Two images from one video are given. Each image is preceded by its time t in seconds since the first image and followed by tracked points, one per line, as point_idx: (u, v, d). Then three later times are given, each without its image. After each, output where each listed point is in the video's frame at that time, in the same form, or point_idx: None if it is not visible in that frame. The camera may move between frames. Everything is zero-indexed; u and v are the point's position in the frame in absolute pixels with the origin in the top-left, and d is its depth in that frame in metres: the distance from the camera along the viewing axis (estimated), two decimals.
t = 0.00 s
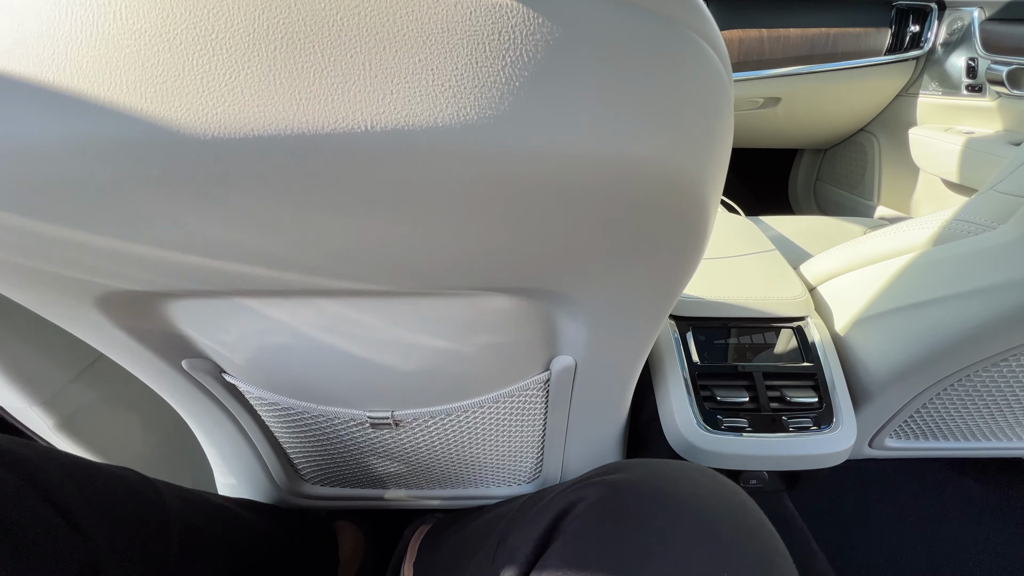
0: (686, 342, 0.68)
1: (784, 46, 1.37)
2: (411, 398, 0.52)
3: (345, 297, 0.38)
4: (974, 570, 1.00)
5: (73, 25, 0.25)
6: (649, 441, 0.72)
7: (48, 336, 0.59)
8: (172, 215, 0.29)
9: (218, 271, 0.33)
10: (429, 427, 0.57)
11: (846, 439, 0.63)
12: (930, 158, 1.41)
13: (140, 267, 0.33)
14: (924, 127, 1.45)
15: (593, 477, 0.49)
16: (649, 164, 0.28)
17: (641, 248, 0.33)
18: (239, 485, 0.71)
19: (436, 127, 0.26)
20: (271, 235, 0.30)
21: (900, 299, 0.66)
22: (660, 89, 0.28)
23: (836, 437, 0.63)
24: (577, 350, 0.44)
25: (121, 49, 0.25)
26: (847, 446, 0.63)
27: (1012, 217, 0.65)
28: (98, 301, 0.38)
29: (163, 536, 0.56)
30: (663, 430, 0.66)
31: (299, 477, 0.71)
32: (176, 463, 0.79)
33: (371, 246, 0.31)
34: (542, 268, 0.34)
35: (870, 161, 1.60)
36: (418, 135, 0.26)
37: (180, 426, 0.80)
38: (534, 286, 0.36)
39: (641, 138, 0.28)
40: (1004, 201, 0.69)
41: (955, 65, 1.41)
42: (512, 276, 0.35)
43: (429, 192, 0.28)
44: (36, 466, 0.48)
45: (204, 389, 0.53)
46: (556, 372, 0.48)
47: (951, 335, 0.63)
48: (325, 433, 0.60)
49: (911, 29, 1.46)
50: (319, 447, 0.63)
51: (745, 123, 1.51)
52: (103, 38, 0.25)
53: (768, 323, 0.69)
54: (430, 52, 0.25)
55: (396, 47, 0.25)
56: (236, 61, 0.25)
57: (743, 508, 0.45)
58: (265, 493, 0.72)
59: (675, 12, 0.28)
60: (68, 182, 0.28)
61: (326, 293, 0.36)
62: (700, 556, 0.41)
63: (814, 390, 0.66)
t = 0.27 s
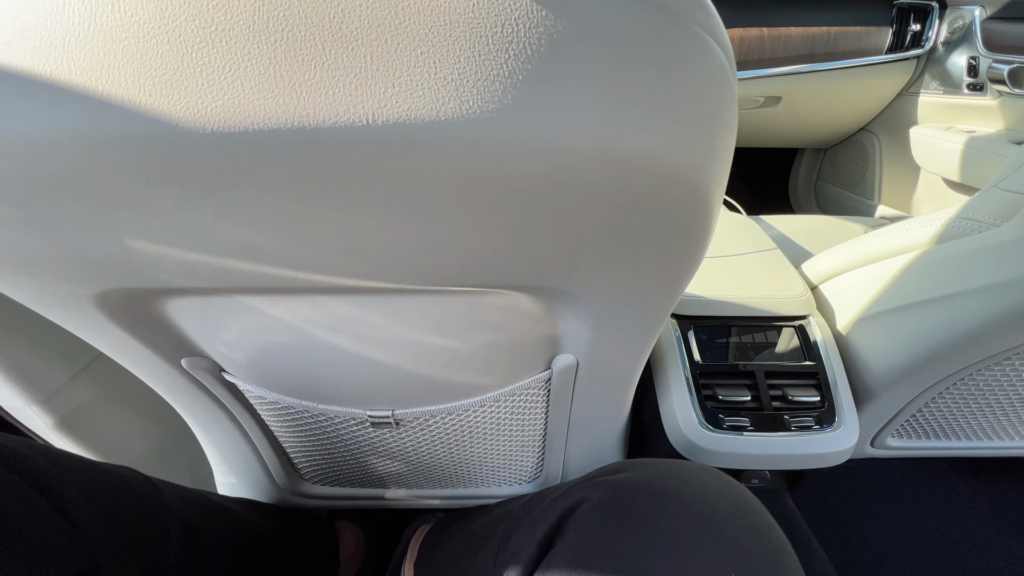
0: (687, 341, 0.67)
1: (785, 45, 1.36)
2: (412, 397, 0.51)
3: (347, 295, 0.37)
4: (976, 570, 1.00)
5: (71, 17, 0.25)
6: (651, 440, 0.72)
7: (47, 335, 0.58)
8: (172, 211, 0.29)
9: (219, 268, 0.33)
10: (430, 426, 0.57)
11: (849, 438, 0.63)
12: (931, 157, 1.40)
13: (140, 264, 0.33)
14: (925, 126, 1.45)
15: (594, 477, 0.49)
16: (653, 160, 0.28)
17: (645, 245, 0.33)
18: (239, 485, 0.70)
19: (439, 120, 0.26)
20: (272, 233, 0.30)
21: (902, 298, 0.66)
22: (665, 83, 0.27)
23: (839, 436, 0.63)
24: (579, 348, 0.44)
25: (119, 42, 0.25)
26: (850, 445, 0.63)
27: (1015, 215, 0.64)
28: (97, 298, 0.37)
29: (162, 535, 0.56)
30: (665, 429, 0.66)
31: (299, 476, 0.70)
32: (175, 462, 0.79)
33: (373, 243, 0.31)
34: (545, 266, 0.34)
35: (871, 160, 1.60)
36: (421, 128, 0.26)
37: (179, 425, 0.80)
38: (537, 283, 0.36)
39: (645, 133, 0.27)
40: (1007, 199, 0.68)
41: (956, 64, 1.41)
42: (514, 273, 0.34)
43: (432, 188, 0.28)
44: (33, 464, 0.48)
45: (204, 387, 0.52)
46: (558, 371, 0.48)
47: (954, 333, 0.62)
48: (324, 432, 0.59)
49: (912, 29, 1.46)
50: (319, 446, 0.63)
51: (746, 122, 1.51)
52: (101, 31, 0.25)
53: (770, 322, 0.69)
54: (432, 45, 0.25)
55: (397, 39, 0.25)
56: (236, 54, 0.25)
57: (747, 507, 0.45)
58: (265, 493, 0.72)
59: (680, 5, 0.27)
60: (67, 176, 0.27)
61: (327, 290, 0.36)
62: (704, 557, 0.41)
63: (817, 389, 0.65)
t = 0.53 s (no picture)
0: (681, 342, 0.68)
1: (781, 46, 1.37)
2: (406, 398, 0.52)
3: (339, 299, 0.38)
4: (970, 570, 1.00)
5: (61, 27, 0.25)
6: (645, 441, 0.72)
7: (44, 337, 0.59)
8: (164, 216, 0.29)
9: (212, 272, 0.33)
10: (424, 427, 0.57)
11: (841, 439, 0.63)
12: (927, 158, 1.41)
13: (134, 268, 0.33)
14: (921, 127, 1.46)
15: (586, 478, 0.49)
16: (639, 165, 0.28)
17: (632, 249, 0.33)
18: (235, 486, 0.71)
19: (425, 128, 0.26)
20: (263, 237, 0.30)
21: (895, 300, 0.66)
22: (650, 90, 0.28)
23: (831, 437, 0.63)
24: (570, 350, 0.45)
25: (108, 51, 0.25)
26: (842, 446, 0.63)
27: (1006, 217, 0.65)
28: (91, 302, 0.38)
29: (157, 536, 0.56)
30: (659, 430, 0.66)
31: (295, 477, 0.71)
32: (172, 463, 0.79)
33: (363, 247, 0.31)
34: (534, 269, 0.34)
35: (868, 161, 1.60)
36: (407, 136, 0.26)
37: (176, 426, 0.80)
38: (527, 287, 0.36)
39: (631, 139, 0.28)
40: (998, 200, 0.69)
41: (952, 66, 1.41)
42: (504, 277, 0.35)
43: (421, 193, 0.28)
44: (28, 466, 0.48)
45: (199, 389, 0.53)
46: (550, 372, 0.48)
47: (946, 335, 0.63)
48: (319, 433, 0.60)
49: (909, 29, 1.46)
50: (314, 447, 0.63)
51: (743, 123, 1.51)
52: (90, 40, 0.25)
53: (764, 323, 0.69)
54: (417, 53, 0.25)
55: (382, 48, 0.25)
56: (223, 63, 0.25)
57: (735, 509, 0.45)
58: (261, 494, 0.72)
59: (664, 13, 0.28)
60: (59, 182, 0.28)
61: (320, 293, 0.36)
62: (692, 558, 0.41)
63: (809, 390, 0.66)
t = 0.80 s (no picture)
0: (681, 343, 0.67)
1: (781, 46, 1.36)
2: (404, 400, 0.51)
3: (336, 299, 0.37)
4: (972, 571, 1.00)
5: (47, 23, 0.25)
6: (645, 442, 0.72)
7: (39, 337, 0.58)
8: (157, 217, 0.29)
9: (206, 273, 0.33)
10: (422, 428, 0.57)
11: (842, 440, 0.63)
12: (928, 158, 1.40)
13: (127, 269, 0.33)
14: (922, 127, 1.45)
15: (585, 480, 0.49)
16: (638, 164, 0.28)
17: (632, 249, 0.33)
18: (232, 487, 0.70)
19: (420, 126, 0.25)
20: (257, 238, 0.30)
21: (896, 300, 0.66)
22: (649, 88, 0.27)
23: (832, 439, 0.63)
24: (569, 351, 0.44)
25: (98, 48, 0.25)
26: (843, 448, 0.63)
27: (1008, 216, 0.64)
28: (85, 303, 0.37)
29: (152, 539, 0.56)
30: (659, 432, 0.66)
31: (293, 478, 0.70)
32: (169, 464, 0.78)
33: (359, 247, 0.31)
34: (532, 269, 0.34)
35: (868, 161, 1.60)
36: (402, 134, 0.26)
37: (173, 428, 0.80)
38: (526, 288, 0.36)
39: (630, 138, 0.27)
40: (1000, 200, 0.68)
41: (952, 65, 1.41)
42: (502, 277, 0.34)
43: (418, 193, 0.28)
44: (21, 469, 0.48)
45: (195, 391, 0.52)
46: (549, 374, 0.47)
47: (948, 336, 0.62)
48: (317, 435, 0.59)
49: (909, 29, 1.46)
50: (312, 449, 0.62)
51: (742, 123, 1.51)
52: (79, 37, 0.25)
53: (764, 324, 0.69)
54: (411, 50, 0.25)
55: (376, 45, 0.25)
56: (215, 60, 0.25)
57: (736, 512, 0.45)
58: (258, 495, 0.72)
59: (664, 9, 0.27)
60: (48, 181, 0.27)
61: (316, 294, 0.36)
62: (693, 563, 0.41)
63: (810, 391, 0.65)
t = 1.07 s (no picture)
0: (684, 342, 0.67)
1: (783, 44, 1.36)
2: (405, 399, 0.51)
3: (337, 297, 0.37)
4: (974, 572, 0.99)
5: (46, 15, 0.25)
6: (647, 442, 0.71)
7: (38, 336, 0.58)
8: (156, 212, 0.28)
9: (206, 270, 0.33)
10: (423, 427, 0.56)
11: (846, 440, 0.63)
12: (929, 156, 1.40)
13: (127, 266, 0.33)
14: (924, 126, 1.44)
15: (587, 479, 0.49)
16: (644, 159, 0.28)
17: (636, 246, 0.32)
18: (232, 487, 0.70)
19: (424, 121, 0.25)
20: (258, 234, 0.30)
21: (900, 299, 0.65)
22: (655, 82, 0.27)
23: (835, 438, 0.63)
24: (572, 350, 0.44)
25: (98, 41, 0.24)
26: (846, 447, 0.62)
27: (1013, 214, 0.64)
28: (84, 301, 0.37)
29: (151, 540, 0.55)
30: (661, 431, 0.65)
31: (293, 478, 0.70)
32: (168, 464, 0.78)
33: (361, 244, 0.30)
34: (535, 267, 0.33)
35: (869, 160, 1.59)
36: (405, 128, 0.25)
37: (172, 427, 0.79)
38: (529, 285, 0.35)
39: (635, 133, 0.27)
40: (1004, 198, 0.68)
41: (954, 64, 1.41)
42: (504, 274, 0.34)
43: (420, 188, 0.27)
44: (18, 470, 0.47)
45: (195, 390, 0.52)
46: (552, 372, 0.47)
47: (952, 334, 0.62)
48: (317, 434, 0.59)
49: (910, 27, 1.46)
50: (312, 448, 0.62)
51: (744, 122, 1.50)
52: (79, 30, 0.25)
53: (767, 323, 0.69)
54: (415, 43, 0.25)
55: (379, 37, 0.24)
56: (216, 53, 0.24)
57: (740, 511, 0.45)
58: (258, 495, 0.71)
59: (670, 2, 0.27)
60: (47, 176, 0.27)
61: (317, 292, 0.36)
62: (697, 562, 0.40)
63: (813, 390, 0.65)
